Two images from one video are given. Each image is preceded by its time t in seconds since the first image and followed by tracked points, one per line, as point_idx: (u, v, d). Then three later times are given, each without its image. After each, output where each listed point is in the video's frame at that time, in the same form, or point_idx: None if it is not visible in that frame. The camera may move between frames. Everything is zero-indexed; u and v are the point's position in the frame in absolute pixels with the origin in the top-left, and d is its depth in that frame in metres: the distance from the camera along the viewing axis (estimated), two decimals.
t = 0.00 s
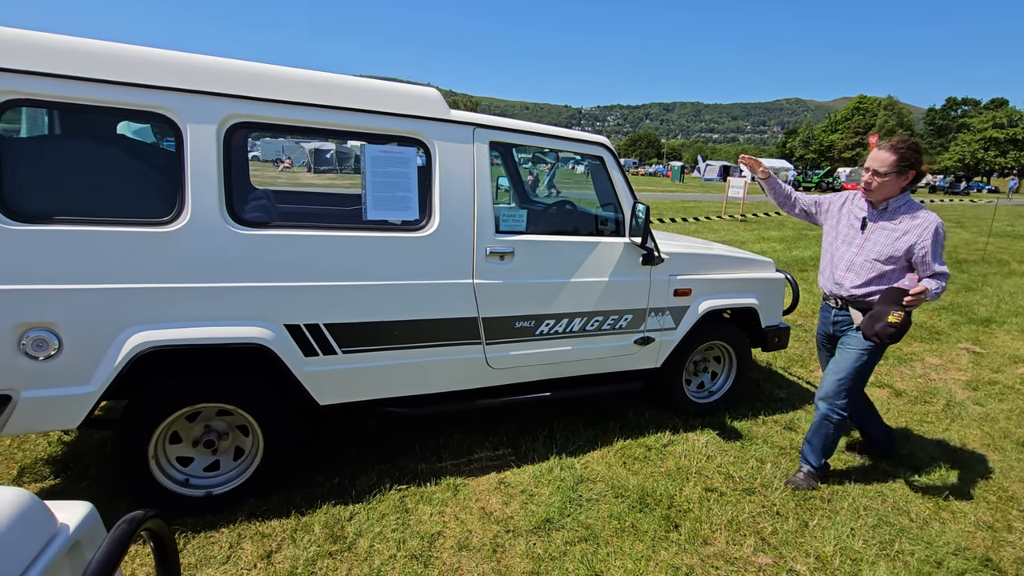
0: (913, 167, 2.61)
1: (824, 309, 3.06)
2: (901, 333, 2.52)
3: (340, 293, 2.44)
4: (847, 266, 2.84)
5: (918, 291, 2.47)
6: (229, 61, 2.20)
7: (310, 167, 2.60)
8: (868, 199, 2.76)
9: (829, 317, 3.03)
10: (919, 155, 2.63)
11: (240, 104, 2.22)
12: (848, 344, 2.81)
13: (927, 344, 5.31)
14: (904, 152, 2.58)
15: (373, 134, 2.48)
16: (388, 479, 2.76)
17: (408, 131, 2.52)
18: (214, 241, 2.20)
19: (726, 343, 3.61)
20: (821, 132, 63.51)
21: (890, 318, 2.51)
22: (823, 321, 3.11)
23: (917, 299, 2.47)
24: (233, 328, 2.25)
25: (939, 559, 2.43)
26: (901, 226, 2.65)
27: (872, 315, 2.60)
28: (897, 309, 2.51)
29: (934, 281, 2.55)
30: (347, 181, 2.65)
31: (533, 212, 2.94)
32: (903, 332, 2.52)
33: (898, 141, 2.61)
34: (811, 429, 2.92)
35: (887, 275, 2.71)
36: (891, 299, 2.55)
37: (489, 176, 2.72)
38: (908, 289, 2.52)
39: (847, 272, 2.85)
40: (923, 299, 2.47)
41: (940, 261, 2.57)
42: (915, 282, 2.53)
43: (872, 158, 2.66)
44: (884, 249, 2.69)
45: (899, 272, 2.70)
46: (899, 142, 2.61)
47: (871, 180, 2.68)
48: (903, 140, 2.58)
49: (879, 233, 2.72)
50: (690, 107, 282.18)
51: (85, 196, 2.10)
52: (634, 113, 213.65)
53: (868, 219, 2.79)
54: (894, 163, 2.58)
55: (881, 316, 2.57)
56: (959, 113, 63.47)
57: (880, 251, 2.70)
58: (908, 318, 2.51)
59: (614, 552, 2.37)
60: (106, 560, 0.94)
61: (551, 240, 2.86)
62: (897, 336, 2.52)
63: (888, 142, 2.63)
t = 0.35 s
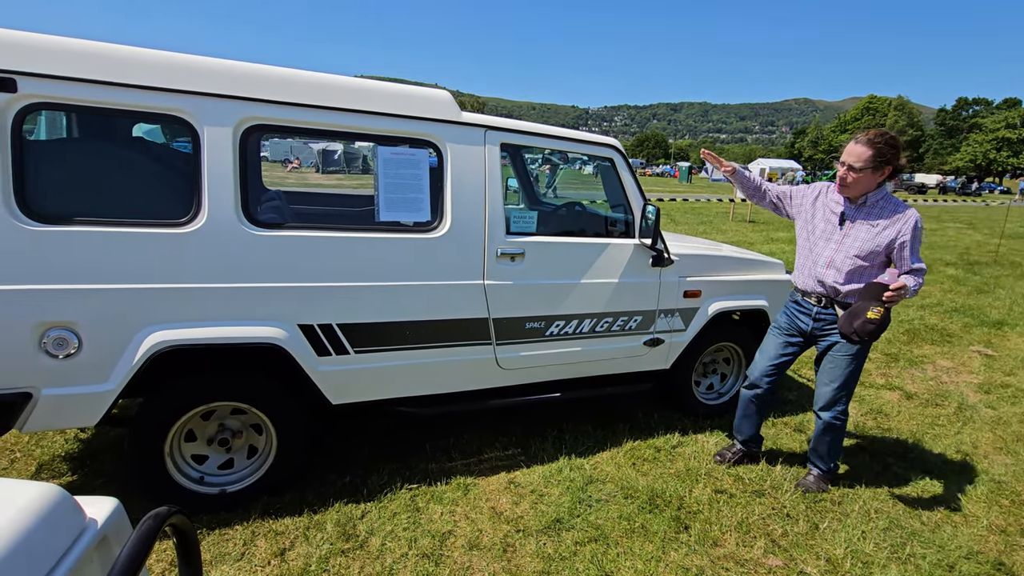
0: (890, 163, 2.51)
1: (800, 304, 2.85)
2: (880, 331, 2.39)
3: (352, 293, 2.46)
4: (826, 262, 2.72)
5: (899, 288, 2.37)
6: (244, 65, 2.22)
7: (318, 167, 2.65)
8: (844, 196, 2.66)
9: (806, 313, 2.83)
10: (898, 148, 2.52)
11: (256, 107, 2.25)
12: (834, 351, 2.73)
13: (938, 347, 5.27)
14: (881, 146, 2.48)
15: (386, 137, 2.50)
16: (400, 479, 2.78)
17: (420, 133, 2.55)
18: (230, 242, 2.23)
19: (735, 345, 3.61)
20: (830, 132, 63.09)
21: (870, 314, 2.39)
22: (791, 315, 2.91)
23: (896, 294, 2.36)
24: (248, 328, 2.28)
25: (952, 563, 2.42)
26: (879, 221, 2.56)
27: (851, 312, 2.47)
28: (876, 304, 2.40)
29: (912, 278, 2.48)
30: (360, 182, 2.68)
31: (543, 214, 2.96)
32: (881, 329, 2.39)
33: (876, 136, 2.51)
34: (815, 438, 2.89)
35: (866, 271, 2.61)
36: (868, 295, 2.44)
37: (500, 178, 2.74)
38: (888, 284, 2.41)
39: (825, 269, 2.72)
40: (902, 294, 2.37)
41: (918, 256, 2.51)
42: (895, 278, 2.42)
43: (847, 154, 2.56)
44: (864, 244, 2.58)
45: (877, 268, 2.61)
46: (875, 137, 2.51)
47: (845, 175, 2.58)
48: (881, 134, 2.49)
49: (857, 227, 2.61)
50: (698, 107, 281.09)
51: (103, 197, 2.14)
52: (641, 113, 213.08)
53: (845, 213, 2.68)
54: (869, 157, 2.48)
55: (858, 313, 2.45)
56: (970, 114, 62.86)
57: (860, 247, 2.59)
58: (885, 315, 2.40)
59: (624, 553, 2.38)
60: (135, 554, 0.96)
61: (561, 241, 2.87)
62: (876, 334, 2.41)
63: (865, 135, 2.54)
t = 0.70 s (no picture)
0: (848, 163, 2.51)
1: (761, 304, 2.80)
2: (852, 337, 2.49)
3: (360, 295, 2.47)
4: (791, 260, 2.66)
5: (868, 296, 2.50)
6: (253, 67, 2.24)
7: (323, 168, 2.63)
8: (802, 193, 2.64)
9: (768, 313, 2.78)
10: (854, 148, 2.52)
11: (266, 110, 2.26)
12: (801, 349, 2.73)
13: (946, 349, 5.24)
14: (839, 147, 2.46)
15: (395, 139, 2.51)
16: (407, 480, 2.79)
17: (428, 135, 2.55)
18: (240, 244, 2.25)
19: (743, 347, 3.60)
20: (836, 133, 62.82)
21: (844, 321, 2.47)
22: (752, 317, 2.85)
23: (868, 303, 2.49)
24: (258, 330, 2.30)
25: (961, 567, 2.41)
26: (841, 221, 2.58)
27: (823, 319, 2.54)
28: (850, 312, 2.48)
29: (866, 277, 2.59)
30: (369, 184, 2.69)
31: (550, 215, 2.96)
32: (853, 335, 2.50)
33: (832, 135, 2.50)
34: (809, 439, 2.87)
35: (826, 270, 2.63)
36: (840, 303, 2.52)
37: (508, 180, 2.74)
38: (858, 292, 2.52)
39: (790, 268, 2.67)
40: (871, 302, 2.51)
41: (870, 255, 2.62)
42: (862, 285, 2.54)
43: (807, 153, 2.53)
44: (828, 244, 2.57)
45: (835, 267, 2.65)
46: (835, 137, 2.48)
47: (804, 175, 2.57)
48: (838, 135, 2.48)
49: (821, 227, 2.59)
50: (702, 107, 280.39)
51: (114, 199, 2.15)
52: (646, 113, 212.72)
53: (805, 211, 2.65)
54: (827, 158, 2.48)
55: (832, 320, 2.52)
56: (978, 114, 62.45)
57: (825, 246, 2.58)
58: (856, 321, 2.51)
59: (632, 556, 2.38)
60: (153, 554, 0.97)
61: (568, 243, 2.87)
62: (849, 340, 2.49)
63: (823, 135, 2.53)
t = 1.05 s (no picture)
0: (825, 159, 2.51)
1: (744, 302, 2.79)
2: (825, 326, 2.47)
3: (367, 294, 2.47)
4: (772, 257, 2.66)
5: (842, 286, 2.50)
6: (261, 67, 2.24)
7: (327, 167, 2.60)
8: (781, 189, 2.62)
9: (752, 309, 2.77)
10: (830, 143, 2.52)
11: (274, 110, 2.27)
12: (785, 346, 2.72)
13: (953, 350, 5.22)
14: (815, 142, 2.46)
15: (402, 139, 2.52)
16: (414, 479, 2.79)
17: (435, 135, 2.56)
18: (248, 244, 2.26)
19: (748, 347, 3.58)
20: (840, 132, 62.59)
21: (818, 310, 2.45)
22: (737, 315, 2.84)
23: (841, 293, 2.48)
24: (266, 329, 2.30)
25: (969, 568, 2.40)
26: (819, 216, 2.59)
27: (798, 308, 2.52)
28: (823, 301, 2.46)
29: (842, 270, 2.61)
30: (375, 184, 2.69)
31: (555, 215, 2.96)
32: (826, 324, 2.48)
33: (810, 130, 2.48)
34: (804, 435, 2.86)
35: (806, 265, 2.64)
36: (814, 292, 2.50)
37: (514, 180, 2.74)
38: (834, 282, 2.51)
39: (772, 264, 2.66)
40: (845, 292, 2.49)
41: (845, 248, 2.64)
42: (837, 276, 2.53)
43: (785, 150, 2.52)
44: (808, 239, 2.58)
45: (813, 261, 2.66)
46: (812, 133, 2.48)
47: (782, 171, 2.56)
48: (815, 130, 2.47)
49: (799, 222, 2.60)
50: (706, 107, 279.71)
51: (123, 199, 2.16)
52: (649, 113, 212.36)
53: (784, 207, 2.65)
54: (805, 154, 2.47)
55: (806, 309, 2.50)
56: (984, 113, 62.13)
57: (804, 241, 2.59)
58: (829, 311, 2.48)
59: (639, 556, 2.38)
60: (167, 554, 0.97)
61: (574, 243, 2.87)
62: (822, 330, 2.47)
63: (800, 130, 2.51)
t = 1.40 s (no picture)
0: (843, 159, 2.46)
1: (759, 302, 2.79)
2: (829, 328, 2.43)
3: (374, 294, 2.47)
4: (785, 258, 2.65)
5: (849, 286, 2.42)
6: (271, 68, 2.25)
7: (330, 167, 2.64)
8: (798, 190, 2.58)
9: (766, 310, 2.77)
10: (849, 143, 2.47)
11: (283, 110, 2.27)
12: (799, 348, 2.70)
13: (960, 351, 5.19)
14: (832, 142, 2.42)
15: (410, 139, 2.52)
16: (420, 479, 2.79)
17: (443, 135, 2.56)
18: (257, 244, 2.26)
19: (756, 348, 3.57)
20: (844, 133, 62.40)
21: (821, 313, 2.42)
22: (751, 316, 2.84)
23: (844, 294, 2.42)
24: (274, 329, 2.31)
25: (979, 571, 2.39)
26: (835, 218, 2.54)
27: (802, 310, 2.51)
28: (826, 303, 2.43)
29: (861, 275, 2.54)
30: (382, 184, 2.70)
31: (562, 215, 2.94)
32: (831, 327, 2.43)
33: (827, 130, 2.44)
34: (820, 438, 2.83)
35: (821, 268, 2.61)
36: (818, 294, 2.48)
37: (521, 180, 2.73)
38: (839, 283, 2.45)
39: (785, 266, 2.65)
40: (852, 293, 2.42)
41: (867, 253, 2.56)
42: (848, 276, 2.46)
43: (801, 150, 2.48)
44: (823, 242, 2.55)
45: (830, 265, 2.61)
46: (828, 133, 2.44)
47: (798, 172, 2.52)
48: (832, 130, 2.42)
49: (814, 225, 2.57)
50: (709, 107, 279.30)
51: (133, 199, 2.17)
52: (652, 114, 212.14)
53: (799, 209, 2.62)
54: (822, 153, 2.42)
55: (810, 311, 2.48)
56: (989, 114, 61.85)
57: (819, 244, 2.56)
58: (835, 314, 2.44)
59: (646, 557, 2.37)
60: (183, 554, 0.97)
61: (581, 243, 2.87)
62: (826, 332, 2.44)
63: (816, 130, 2.48)
